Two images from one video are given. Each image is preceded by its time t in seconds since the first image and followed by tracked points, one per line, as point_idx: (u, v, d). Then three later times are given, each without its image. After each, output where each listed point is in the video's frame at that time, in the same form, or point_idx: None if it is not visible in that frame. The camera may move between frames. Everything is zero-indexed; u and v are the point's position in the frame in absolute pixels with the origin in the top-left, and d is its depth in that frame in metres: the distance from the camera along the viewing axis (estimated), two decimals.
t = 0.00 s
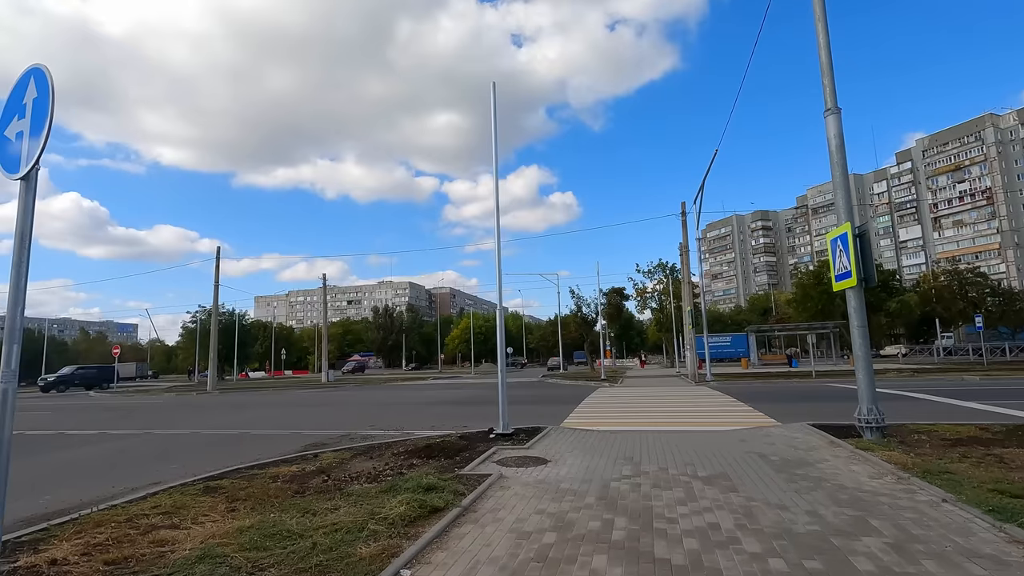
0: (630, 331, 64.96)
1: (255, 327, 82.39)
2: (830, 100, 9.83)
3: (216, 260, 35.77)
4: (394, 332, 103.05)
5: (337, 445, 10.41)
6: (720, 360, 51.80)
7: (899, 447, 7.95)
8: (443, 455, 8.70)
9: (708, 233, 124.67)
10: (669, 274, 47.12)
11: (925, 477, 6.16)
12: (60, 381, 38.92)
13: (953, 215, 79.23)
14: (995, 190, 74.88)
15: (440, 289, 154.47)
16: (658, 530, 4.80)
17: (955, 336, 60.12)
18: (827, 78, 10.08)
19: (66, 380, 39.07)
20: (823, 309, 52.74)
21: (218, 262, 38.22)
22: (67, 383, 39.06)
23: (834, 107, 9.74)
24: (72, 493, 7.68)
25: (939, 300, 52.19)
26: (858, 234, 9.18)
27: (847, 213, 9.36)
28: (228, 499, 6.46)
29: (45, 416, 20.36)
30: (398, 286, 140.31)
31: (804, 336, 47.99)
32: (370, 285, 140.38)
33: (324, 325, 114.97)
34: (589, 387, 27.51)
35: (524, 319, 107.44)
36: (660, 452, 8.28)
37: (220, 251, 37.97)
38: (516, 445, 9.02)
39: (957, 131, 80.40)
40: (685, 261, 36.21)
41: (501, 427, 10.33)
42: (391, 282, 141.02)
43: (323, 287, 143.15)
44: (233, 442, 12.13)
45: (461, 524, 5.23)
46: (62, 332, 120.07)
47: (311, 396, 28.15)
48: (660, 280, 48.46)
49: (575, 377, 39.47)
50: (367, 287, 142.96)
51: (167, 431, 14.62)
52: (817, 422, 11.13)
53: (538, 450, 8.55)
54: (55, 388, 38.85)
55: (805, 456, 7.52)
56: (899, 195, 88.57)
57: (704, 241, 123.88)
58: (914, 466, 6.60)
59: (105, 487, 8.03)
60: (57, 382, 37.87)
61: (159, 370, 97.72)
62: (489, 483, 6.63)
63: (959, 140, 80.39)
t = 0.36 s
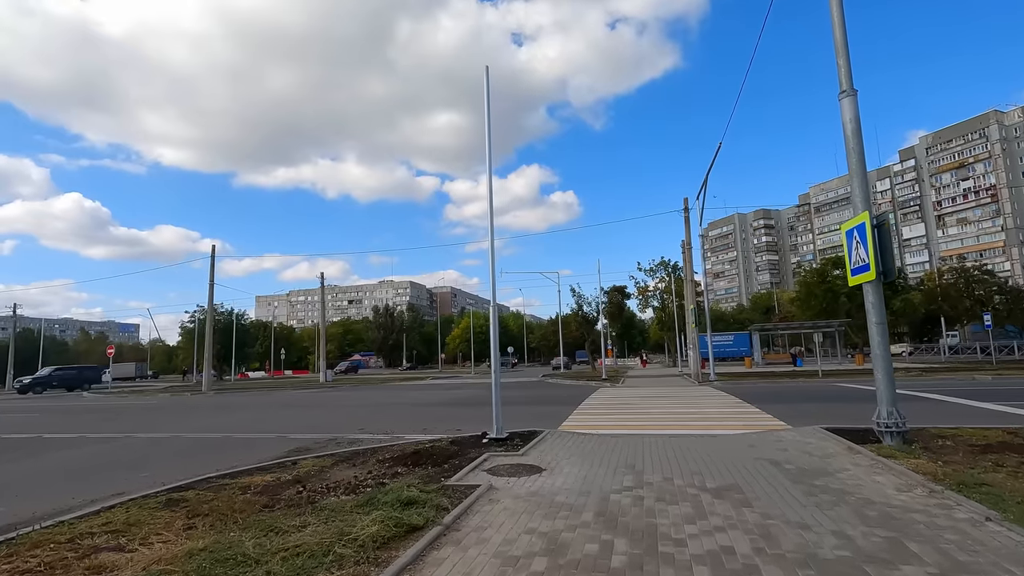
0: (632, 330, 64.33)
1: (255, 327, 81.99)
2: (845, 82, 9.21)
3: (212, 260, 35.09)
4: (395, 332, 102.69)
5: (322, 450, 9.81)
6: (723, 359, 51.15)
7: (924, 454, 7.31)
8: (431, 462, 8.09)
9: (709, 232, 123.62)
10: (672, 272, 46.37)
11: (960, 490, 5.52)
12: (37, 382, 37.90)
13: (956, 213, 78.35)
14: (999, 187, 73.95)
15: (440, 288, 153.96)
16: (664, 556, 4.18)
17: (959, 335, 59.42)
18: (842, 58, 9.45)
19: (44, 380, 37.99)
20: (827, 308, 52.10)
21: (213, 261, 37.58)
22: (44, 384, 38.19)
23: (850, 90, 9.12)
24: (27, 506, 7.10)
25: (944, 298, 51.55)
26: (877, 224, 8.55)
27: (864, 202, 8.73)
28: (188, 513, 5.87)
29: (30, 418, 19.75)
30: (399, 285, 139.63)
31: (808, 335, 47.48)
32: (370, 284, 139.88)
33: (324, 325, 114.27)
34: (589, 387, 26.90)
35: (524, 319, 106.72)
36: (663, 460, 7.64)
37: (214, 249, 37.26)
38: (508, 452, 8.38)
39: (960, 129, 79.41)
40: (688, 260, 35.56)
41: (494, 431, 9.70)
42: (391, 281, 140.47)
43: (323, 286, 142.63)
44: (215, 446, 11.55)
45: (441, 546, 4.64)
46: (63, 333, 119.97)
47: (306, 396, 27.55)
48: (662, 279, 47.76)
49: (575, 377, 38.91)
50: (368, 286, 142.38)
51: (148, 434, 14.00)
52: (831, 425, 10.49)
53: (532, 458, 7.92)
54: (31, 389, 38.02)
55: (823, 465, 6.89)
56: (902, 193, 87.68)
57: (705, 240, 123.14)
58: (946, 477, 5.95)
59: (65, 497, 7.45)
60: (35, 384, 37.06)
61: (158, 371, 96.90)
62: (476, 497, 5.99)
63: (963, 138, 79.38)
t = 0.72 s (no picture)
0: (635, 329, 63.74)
1: (256, 325, 81.73)
2: (866, 66, 8.59)
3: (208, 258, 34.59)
4: (398, 329, 102.78)
5: (307, 458, 9.27)
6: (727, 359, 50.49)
7: (954, 468, 6.71)
8: (418, 475, 7.54)
9: (713, 230, 122.74)
10: (675, 271, 45.64)
11: (1004, 515, 4.92)
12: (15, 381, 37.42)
13: (963, 211, 77.35)
14: (1006, 185, 72.85)
15: (443, 286, 153.57)
16: None
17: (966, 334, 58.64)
18: (863, 42, 8.83)
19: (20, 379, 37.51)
20: (833, 307, 51.31)
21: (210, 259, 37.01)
22: (21, 384, 37.45)
23: (871, 75, 8.49)
24: None
25: (952, 297, 50.73)
26: (900, 220, 7.92)
27: (887, 196, 8.11)
28: (145, 536, 5.32)
29: (17, 419, 19.30)
30: (401, 283, 139.12)
31: (812, 334, 47.02)
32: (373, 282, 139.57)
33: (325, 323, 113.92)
34: (591, 387, 26.32)
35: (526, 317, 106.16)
36: (668, 474, 7.06)
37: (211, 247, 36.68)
38: (502, 463, 7.81)
39: (967, 126, 78.30)
40: (692, 258, 34.86)
41: (489, 439, 9.14)
42: (394, 279, 140.14)
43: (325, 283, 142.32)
44: (197, 452, 11.03)
45: None
46: (65, 330, 120.11)
47: (303, 397, 27.04)
48: (666, 277, 47.02)
49: (577, 376, 38.19)
50: (370, 284, 142.00)
51: (133, 438, 13.50)
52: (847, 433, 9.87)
53: (527, 470, 7.35)
54: (7, 388, 37.46)
55: (845, 482, 6.29)
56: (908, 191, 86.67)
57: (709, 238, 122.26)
58: (985, 499, 5.35)
59: (23, 512, 6.91)
60: (13, 383, 36.50)
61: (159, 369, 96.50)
62: (462, 518, 5.40)
63: (970, 135, 78.25)
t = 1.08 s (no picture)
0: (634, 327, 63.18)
1: (253, 323, 81.17)
2: (878, 43, 8.02)
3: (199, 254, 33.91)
4: (395, 328, 101.21)
5: (282, 463, 8.70)
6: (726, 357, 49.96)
7: (979, 476, 6.14)
8: (394, 482, 6.96)
9: (713, 227, 122.15)
10: (674, 267, 45.04)
11: None
12: None
13: (964, 209, 76.77)
14: (1007, 182, 72.20)
15: (442, 284, 152.96)
16: None
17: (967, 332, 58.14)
18: (875, 17, 8.26)
19: None
20: (834, 304, 50.70)
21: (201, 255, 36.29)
22: None
23: (884, 52, 7.91)
24: None
25: (952, 294, 50.31)
26: (917, 207, 7.35)
27: (902, 181, 7.53)
28: (82, 555, 4.76)
29: None
30: (399, 281, 138.36)
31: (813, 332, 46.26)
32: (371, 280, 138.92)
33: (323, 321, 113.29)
34: (588, 386, 25.75)
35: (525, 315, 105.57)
36: (666, 482, 6.47)
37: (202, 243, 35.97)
38: (486, 470, 7.23)
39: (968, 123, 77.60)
40: (691, 254, 34.26)
41: (475, 442, 8.56)
42: (392, 277, 139.42)
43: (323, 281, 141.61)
44: (171, 454, 10.47)
45: None
46: (63, 328, 119.52)
47: (294, 395, 26.45)
48: (665, 274, 46.44)
49: (575, 375, 37.63)
50: (369, 282, 141.29)
51: (106, 439, 12.90)
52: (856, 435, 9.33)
53: (512, 477, 6.77)
54: None
55: (862, 492, 5.71)
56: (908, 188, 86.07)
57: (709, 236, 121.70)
58: (1022, 514, 4.78)
59: None
60: None
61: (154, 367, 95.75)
62: (436, 534, 4.83)
63: (971, 132, 77.52)
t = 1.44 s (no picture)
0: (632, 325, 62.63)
1: (248, 323, 80.28)
2: (896, 18, 7.43)
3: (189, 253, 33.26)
4: (392, 327, 100.14)
5: (256, 472, 8.08)
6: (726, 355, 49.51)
7: (1018, 489, 5.55)
8: (371, 495, 6.35)
9: (711, 226, 121.69)
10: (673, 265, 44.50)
11: None
12: None
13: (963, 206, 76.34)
14: (1006, 179, 71.63)
15: (440, 283, 152.46)
16: None
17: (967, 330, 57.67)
18: None
19: None
20: (834, 302, 50.12)
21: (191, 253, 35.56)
22: None
23: (904, 27, 7.31)
24: None
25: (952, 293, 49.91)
26: (942, 194, 6.75)
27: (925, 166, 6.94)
28: None
29: None
30: (397, 280, 137.47)
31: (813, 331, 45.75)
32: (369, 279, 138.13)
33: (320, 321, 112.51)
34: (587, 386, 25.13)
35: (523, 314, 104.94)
36: (668, 494, 5.88)
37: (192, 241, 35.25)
38: (472, 481, 6.60)
39: (967, 120, 77.00)
40: (691, 251, 33.68)
41: (464, 449, 7.92)
42: (390, 276, 138.59)
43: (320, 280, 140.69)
44: (143, 462, 9.85)
45: None
46: (58, 328, 118.46)
47: (285, 396, 25.75)
48: (664, 272, 45.96)
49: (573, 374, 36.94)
50: (366, 281, 140.50)
51: (80, 444, 12.26)
52: (873, 439, 8.73)
53: (499, 490, 6.15)
54: None
55: (890, 508, 5.12)
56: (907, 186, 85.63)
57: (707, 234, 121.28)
58: None
59: None
60: None
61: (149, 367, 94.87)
62: (410, 563, 4.20)
63: (970, 130, 76.85)
